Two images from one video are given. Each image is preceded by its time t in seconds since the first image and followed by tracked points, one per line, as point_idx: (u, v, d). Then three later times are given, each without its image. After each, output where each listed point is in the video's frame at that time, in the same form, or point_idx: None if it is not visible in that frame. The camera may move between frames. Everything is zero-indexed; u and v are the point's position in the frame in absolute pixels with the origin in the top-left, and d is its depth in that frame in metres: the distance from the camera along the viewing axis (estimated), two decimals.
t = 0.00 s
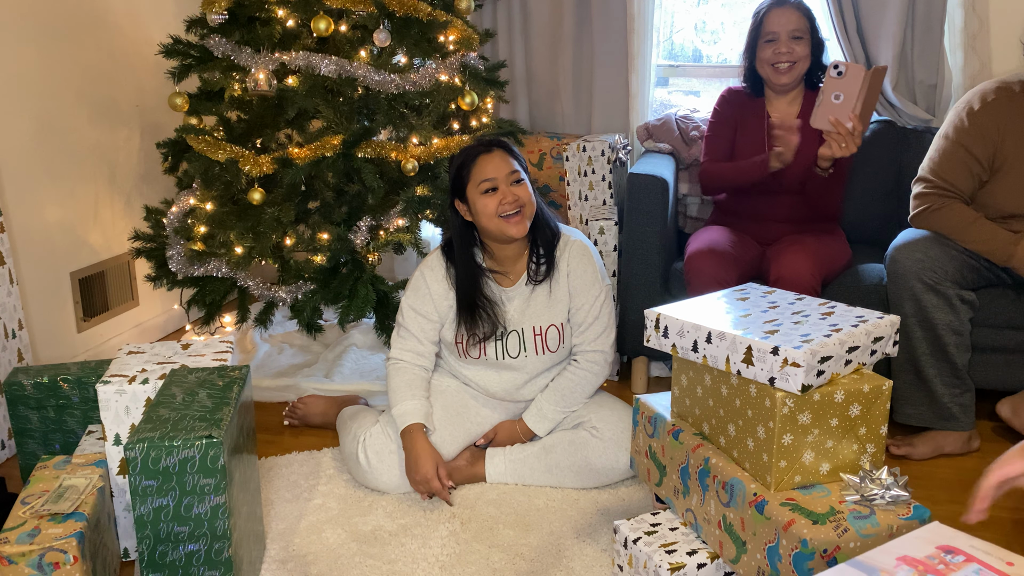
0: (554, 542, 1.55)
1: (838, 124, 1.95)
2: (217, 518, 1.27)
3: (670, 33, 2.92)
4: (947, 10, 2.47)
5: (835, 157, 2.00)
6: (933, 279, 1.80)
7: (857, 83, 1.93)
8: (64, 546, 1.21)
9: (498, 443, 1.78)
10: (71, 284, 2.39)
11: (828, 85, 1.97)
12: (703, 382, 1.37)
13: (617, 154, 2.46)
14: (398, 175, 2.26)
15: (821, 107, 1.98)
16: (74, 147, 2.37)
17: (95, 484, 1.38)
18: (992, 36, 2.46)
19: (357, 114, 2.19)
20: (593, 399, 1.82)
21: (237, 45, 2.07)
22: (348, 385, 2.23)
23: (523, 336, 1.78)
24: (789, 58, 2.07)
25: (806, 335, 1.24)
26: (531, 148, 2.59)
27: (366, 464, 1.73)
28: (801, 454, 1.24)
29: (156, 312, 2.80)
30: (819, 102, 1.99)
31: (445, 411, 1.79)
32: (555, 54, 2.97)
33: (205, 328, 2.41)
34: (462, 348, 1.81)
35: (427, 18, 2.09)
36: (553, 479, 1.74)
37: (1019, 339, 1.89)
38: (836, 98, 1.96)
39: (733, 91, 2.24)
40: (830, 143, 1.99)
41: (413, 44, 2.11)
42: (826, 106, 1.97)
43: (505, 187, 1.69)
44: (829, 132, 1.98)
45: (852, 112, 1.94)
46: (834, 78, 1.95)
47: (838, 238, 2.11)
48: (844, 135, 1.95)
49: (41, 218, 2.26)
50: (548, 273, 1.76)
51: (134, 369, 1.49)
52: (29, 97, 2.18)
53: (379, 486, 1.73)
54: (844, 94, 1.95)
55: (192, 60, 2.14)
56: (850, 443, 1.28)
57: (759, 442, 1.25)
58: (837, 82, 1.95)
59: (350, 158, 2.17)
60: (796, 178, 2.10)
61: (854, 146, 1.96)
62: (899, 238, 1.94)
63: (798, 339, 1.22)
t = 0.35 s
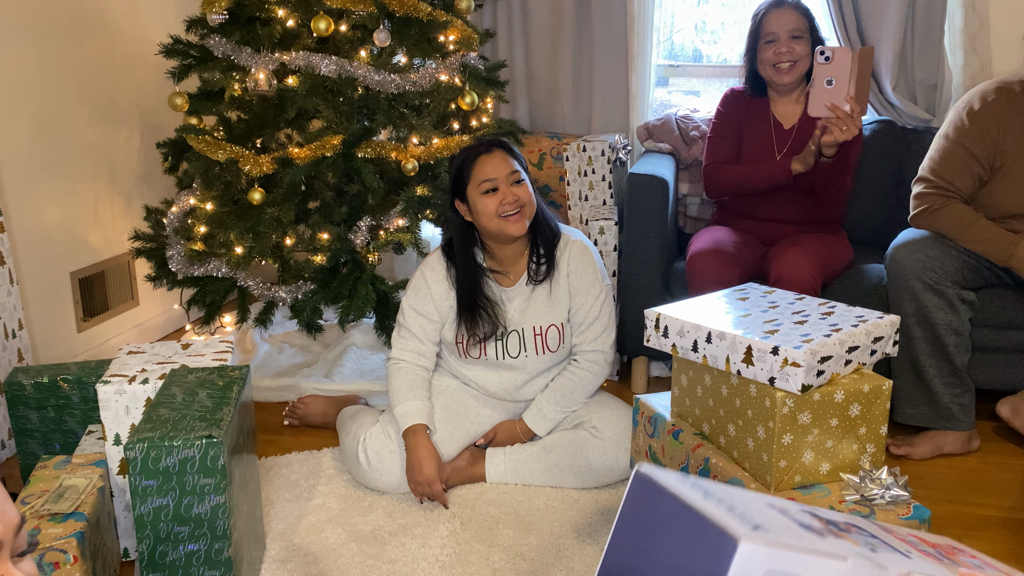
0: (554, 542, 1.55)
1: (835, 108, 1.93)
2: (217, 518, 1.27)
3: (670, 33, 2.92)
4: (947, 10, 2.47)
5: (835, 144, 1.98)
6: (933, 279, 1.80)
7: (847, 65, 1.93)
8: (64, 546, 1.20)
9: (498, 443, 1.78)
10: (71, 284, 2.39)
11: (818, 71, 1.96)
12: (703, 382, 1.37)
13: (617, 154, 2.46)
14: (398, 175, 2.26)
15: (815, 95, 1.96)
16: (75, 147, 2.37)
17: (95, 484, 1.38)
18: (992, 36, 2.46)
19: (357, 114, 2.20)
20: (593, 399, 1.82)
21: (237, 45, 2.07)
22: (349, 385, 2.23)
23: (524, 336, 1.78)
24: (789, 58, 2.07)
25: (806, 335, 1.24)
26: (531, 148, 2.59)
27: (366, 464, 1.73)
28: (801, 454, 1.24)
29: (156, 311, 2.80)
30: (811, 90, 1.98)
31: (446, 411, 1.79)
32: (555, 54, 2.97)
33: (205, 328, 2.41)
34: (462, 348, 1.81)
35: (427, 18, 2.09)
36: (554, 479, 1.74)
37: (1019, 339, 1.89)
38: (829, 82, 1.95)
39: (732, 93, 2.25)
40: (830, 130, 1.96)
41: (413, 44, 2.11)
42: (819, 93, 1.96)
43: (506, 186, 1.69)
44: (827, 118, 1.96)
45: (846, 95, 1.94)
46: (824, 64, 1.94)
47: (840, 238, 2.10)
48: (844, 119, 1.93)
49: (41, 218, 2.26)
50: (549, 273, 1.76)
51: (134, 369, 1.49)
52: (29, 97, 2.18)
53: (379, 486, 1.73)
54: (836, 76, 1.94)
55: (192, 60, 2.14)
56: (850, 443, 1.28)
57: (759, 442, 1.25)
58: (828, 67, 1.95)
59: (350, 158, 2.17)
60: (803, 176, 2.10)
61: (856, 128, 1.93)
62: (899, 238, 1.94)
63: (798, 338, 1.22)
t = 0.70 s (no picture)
0: (554, 542, 1.55)
1: (832, 104, 1.96)
2: (217, 518, 1.27)
3: (670, 33, 2.92)
4: (947, 10, 2.47)
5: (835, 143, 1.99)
6: (933, 279, 1.80)
7: (845, 62, 1.97)
8: (64, 546, 1.21)
9: (498, 443, 1.78)
10: (71, 284, 2.39)
11: (816, 67, 1.99)
12: (703, 382, 1.37)
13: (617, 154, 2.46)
14: (398, 175, 2.26)
15: (813, 90, 2.00)
16: (75, 147, 2.37)
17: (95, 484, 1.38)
18: (992, 35, 2.46)
19: (357, 115, 2.20)
20: (593, 399, 1.82)
21: (237, 45, 2.07)
22: (348, 385, 2.23)
23: (524, 336, 1.78)
24: (787, 57, 2.07)
25: (806, 335, 1.24)
26: (531, 148, 2.59)
27: (366, 464, 1.73)
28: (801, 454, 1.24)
29: (157, 311, 2.80)
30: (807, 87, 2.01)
31: (446, 411, 1.79)
32: (555, 54, 2.97)
33: (205, 328, 2.41)
34: (462, 348, 1.81)
35: (427, 18, 2.09)
36: (554, 479, 1.74)
37: (1020, 339, 1.89)
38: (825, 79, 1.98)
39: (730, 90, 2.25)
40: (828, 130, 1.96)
41: (413, 45, 2.11)
42: (817, 89, 1.99)
43: (506, 186, 1.69)
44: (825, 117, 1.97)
45: (843, 92, 1.98)
46: (819, 60, 1.98)
47: (838, 238, 2.11)
48: (841, 115, 1.94)
49: (41, 217, 2.26)
50: (549, 273, 1.76)
51: (134, 369, 1.49)
52: (29, 97, 2.18)
53: (379, 486, 1.74)
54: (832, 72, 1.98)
55: (192, 60, 2.14)
56: (850, 443, 1.29)
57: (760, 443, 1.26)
58: (823, 64, 1.99)
59: (350, 158, 2.17)
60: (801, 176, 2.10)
61: (853, 126, 1.94)
62: (899, 238, 1.94)
63: (798, 338, 1.22)
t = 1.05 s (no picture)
0: (554, 542, 1.55)
1: (829, 114, 1.94)
2: (217, 518, 1.27)
3: (670, 33, 2.92)
4: (947, 10, 2.47)
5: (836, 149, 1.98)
6: (933, 279, 1.80)
7: (838, 72, 1.94)
8: (64, 546, 1.21)
9: (498, 443, 1.78)
10: (71, 284, 2.39)
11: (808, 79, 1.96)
12: (703, 382, 1.37)
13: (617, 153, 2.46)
14: (398, 175, 2.26)
15: (808, 102, 1.97)
16: (75, 147, 2.37)
17: (95, 484, 1.38)
18: (992, 36, 2.46)
19: (356, 115, 2.20)
20: (593, 399, 1.82)
21: (237, 45, 2.07)
22: (348, 385, 2.23)
23: (523, 336, 1.78)
24: (792, 53, 2.07)
25: (806, 335, 1.24)
26: (531, 148, 2.59)
27: (366, 464, 1.73)
28: (801, 454, 1.24)
29: (156, 311, 2.80)
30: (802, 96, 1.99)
31: (446, 411, 1.79)
32: (555, 54, 2.97)
33: (205, 328, 2.41)
34: (462, 349, 1.81)
35: (427, 18, 2.09)
36: (553, 479, 1.74)
37: (1020, 339, 1.89)
38: (820, 89, 1.96)
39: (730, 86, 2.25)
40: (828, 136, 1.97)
41: (413, 45, 2.11)
42: (812, 100, 1.97)
43: (498, 193, 1.68)
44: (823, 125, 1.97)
45: (839, 101, 1.95)
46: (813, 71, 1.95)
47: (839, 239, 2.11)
48: (839, 124, 1.94)
49: (41, 217, 2.26)
50: (547, 273, 1.76)
51: (134, 369, 1.49)
52: (29, 97, 2.18)
53: (379, 486, 1.74)
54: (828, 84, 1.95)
55: (192, 60, 2.14)
56: (850, 443, 1.28)
57: (759, 442, 1.25)
58: (817, 75, 1.95)
59: (350, 158, 2.17)
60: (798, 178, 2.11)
61: (851, 135, 1.94)
62: (899, 238, 1.94)
63: (798, 338, 1.22)
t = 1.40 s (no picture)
0: (554, 542, 1.55)
1: (832, 131, 1.94)
2: (217, 518, 1.27)
3: (670, 33, 2.92)
4: (947, 10, 2.47)
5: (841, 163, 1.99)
6: (933, 279, 1.81)
7: (839, 89, 1.93)
8: (64, 547, 1.21)
9: (498, 443, 1.78)
10: (71, 284, 2.39)
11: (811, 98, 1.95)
12: (703, 382, 1.37)
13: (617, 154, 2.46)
14: (398, 175, 2.26)
15: (810, 120, 1.96)
16: (75, 148, 2.38)
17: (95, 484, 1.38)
18: (992, 35, 2.46)
19: (356, 115, 2.20)
20: (593, 399, 1.82)
21: (237, 45, 2.07)
22: (348, 385, 2.23)
23: (523, 336, 1.78)
24: (781, 56, 2.06)
25: (806, 335, 1.24)
26: (531, 148, 2.59)
27: (366, 465, 1.73)
28: (801, 454, 1.24)
29: (157, 311, 2.80)
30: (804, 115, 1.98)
31: (446, 411, 1.79)
32: (555, 54, 2.96)
33: (205, 328, 2.41)
34: (462, 349, 1.81)
35: (427, 18, 2.09)
36: (553, 479, 1.74)
37: (1020, 339, 1.89)
38: (823, 107, 1.95)
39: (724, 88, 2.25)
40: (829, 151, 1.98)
41: (413, 45, 2.11)
42: (814, 118, 1.96)
43: (495, 195, 1.68)
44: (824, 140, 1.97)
45: (842, 117, 1.95)
46: (813, 90, 1.95)
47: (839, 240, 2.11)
48: (842, 140, 1.94)
49: (40, 217, 2.26)
50: (546, 274, 1.76)
51: (134, 369, 1.49)
52: (29, 96, 2.18)
53: (379, 486, 1.74)
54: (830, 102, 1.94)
55: (192, 60, 2.15)
56: (850, 443, 1.28)
57: (759, 442, 1.25)
58: (818, 93, 1.95)
59: (350, 158, 2.17)
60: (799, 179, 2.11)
61: (855, 150, 1.94)
62: (899, 238, 1.94)
63: (798, 339, 1.22)
